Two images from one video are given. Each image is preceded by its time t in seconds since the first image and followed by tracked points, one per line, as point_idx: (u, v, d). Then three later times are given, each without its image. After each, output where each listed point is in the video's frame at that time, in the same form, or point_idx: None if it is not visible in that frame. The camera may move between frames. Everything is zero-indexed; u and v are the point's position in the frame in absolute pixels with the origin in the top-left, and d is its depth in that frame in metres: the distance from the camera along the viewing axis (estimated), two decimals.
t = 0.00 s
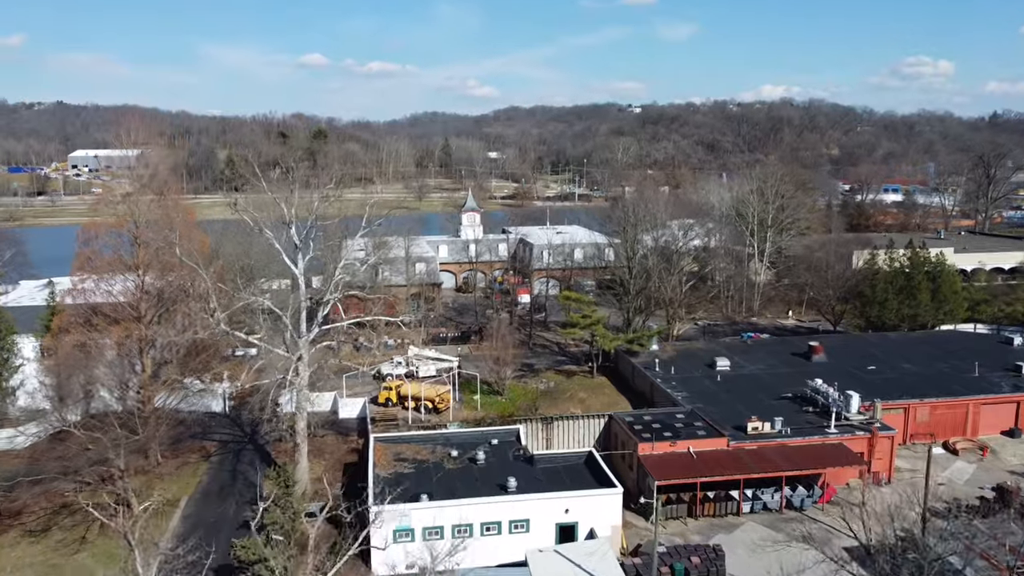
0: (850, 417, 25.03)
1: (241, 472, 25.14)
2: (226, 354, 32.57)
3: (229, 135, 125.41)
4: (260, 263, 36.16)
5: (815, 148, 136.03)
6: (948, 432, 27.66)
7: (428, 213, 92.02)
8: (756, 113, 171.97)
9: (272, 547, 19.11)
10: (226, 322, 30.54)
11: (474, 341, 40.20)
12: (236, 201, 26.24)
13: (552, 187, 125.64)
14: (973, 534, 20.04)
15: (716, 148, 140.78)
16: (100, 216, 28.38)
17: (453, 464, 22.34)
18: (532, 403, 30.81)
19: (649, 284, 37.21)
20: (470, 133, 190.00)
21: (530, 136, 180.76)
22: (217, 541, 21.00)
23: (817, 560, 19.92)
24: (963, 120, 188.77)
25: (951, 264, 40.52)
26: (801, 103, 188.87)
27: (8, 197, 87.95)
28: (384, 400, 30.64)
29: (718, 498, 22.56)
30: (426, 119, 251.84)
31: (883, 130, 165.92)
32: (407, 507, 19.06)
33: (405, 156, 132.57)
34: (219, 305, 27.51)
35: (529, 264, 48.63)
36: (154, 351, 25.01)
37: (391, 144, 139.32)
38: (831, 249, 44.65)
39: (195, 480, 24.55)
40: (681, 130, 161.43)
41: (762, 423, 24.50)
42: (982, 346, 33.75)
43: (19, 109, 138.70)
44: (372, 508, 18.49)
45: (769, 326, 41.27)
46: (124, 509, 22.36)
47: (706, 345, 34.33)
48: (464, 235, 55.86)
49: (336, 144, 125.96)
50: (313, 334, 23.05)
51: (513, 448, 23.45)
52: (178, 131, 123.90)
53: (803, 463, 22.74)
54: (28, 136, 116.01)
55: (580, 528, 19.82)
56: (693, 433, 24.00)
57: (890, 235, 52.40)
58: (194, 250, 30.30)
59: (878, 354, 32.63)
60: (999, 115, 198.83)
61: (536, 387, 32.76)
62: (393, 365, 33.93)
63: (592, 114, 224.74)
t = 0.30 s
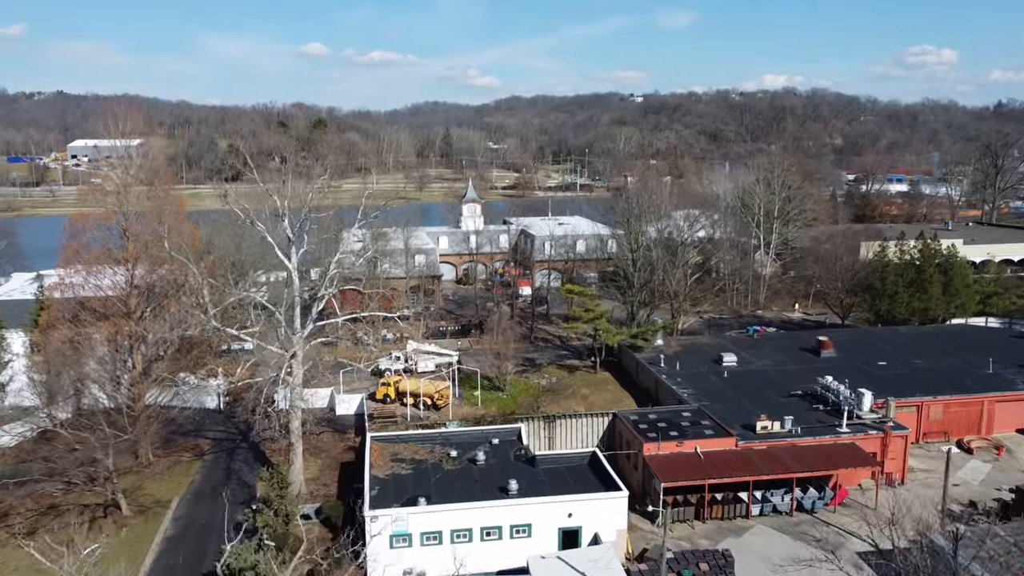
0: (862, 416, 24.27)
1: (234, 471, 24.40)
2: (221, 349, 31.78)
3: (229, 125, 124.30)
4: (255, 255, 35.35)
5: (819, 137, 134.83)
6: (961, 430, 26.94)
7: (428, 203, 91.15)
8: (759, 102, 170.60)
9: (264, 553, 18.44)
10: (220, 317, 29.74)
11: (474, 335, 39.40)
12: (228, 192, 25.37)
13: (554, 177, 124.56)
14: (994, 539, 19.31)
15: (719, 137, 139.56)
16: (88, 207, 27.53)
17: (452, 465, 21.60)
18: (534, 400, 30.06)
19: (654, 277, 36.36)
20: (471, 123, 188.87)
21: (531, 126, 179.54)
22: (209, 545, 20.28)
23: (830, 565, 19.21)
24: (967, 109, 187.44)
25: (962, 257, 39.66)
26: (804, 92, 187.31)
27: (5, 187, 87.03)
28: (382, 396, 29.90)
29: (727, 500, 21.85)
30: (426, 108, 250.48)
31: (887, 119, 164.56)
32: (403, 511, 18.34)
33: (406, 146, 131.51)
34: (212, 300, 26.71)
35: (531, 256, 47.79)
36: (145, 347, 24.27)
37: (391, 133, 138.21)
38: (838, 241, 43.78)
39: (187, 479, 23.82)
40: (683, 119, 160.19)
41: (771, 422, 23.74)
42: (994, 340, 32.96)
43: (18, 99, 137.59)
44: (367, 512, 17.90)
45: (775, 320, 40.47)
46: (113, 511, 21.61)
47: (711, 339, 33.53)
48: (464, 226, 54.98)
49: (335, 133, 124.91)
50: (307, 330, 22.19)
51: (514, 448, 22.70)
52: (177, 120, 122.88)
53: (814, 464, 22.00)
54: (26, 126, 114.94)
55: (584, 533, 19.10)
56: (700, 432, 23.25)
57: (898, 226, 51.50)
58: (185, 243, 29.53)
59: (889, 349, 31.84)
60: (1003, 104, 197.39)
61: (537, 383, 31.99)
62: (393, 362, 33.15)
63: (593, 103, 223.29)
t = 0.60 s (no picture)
0: (874, 414, 23.49)
1: (227, 471, 23.70)
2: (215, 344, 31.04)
3: (228, 114, 123.33)
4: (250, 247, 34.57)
5: (823, 127, 133.64)
6: (975, 429, 26.25)
7: (429, 194, 90.33)
8: (762, 92, 169.22)
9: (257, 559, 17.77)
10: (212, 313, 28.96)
11: (475, 329, 38.66)
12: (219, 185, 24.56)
13: (556, 167, 123.52)
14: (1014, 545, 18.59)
15: (722, 127, 138.40)
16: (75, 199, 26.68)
17: (451, 467, 20.88)
18: (536, 397, 29.33)
19: (658, 270, 35.54)
20: (472, 113, 187.79)
21: (532, 116, 178.34)
22: (199, 550, 19.58)
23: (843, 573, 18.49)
24: (971, 99, 186.09)
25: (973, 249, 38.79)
26: (808, 81, 185.84)
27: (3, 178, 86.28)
28: (380, 393, 29.19)
29: (735, 503, 21.09)
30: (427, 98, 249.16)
31: (891, 109, 163.24)
32: (400, 516, 17.62)
33: (406, 136, 130.45)
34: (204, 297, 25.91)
35: (532, 248, 46.98)
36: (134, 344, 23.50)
37: (392, 123, 137.15)
38: (846, 233, 42.94)
39: (178, 480, 23.13)
40: (686, 109, 158.96)
41: (781, 421, 22.97)
42: (1007, 335, 32.17)
43: (18, 88, 136.69)
44: (363, 518, 17.22)
45: (781, 313, 39.66)
46: (101, 514, 20.90)
47: (717, 334, 32.75)
48: (464, 217, 54.12)
49: (335, 123, 123.89)
50: (301, 328, 21.36)
51: (516, 448, 21.98)
52: (176, 110, 121.95)
53: (826, 466, 21.21)
54: (25, 115, 114.08)
55: (588, 539, 18.39)
56: (708, 432, 22.49)
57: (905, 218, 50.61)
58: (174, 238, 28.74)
59: (900, 344, 31.06)
60: (1007, 94, 195.91)
61: (539, 378, 31.26)
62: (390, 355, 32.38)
63: (594, 92, 221.79)
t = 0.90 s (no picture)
0: (887, 414, 22.72)
1: (219, 472, 23.02)
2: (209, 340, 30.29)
3: (227, 104, 122.22)
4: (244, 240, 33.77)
5: (827, 117, 132.39)
6: (989, 429, 25.51)
7: (430, 184, 89.39)
8: (766, 81, 167.75)
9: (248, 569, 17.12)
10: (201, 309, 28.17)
11: (475, 323, 37.91)
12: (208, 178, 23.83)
13: (557, 157, 122.43)
14: None
15: (725, 116, 137.13)
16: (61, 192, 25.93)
17: (449, 469, 20.16)
18: (538, 395, 28.60)
19: (662, 264, 34.73)
20: (473, 102, 186.41)
21: (534, 105, 176.99)
22: (189, 557, 18.93)
23: None
24: (976, 89, 184.56)
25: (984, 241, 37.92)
26: (811, 70, 184.26)
27: None
28: (378, 390, 28.49)
29: (744, 507, 20.34)
30: (428, 87, 247.60)
31: (895, 98, 161.78)
32: (396, 523, 16.90)
33: (406, 126, 129.30)
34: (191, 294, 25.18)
35: (534, 240, 46.15)
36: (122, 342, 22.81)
37: (392, 112, 135.94)
38: (854, 224, 42.08)
39: (168, 482, 22.46)
40: (688, 98, 157.62)
41: (791, 421, 22.20)
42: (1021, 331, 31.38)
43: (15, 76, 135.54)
44: (358, 526, 16.51)
45: (788, 307, 38.85)
46: (88, 518, 20.23)
47: (723, 329, 31.98)
48: (465, 208, 53.25)
49: (335, 113, 122.72)
50: (293, 326, 20.64)
51: (517, 450, 21.26)
52: (174, 100, 120.94)
53: (839, 469, 20.43)
54: (22, 104, 113.01)
55: (592, 547, 17.68)
56: (715, 433, 21.75)
57: (914, 209, 49.71)
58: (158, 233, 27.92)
59: (910, 340, 30.27)
60: (1012, 83, 194.22)
61: (541, 374, 30.51)
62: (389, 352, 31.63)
63: (596, 82, 220.24)
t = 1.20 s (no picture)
0: (903, 416, 21.90)
1: (212, 474, 22.34)
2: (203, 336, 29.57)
3: (227, 93, 121.14)
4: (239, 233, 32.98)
5: (832, 106, 131.06)
6: (1006, 429, 24.72)
7: (431, 174, 88.40)
8: (770, 70, 166.20)
9: None
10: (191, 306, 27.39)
11: (476, 318, 37.16)
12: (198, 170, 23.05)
13: (560, 146, 121.31)
14: None
15: (729, 105, 135.77)
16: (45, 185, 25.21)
17: (449, 474, 19.42)
18: (541, 393, 27.87)
19: (668, 257, 33.89)
20: (475, 91, 185.15)
21: (536, 95, 175.59)
22: (178, 565, 18.25)
23: None
24: (981, 78, 182.99)
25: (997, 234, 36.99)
26: (816, 59, 182.46)
27: None
28: (377, 387, 27.83)
29: (754, 513, 19.63)
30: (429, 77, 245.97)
31: (900, 88, 160.22)
32: (393, 533, 16.18)
33: (408, 115, 128.19)
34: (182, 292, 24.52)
35: (537, 232, 45.32)
36: (111, 341, 22.15)
37: (393, 102, 134.86)
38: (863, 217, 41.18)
39: (159, 485, 21.80)
40: (692, 88, 156.24)
41: (803, 423, 21.39)
42: None
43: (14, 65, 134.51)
44: (353, 536, 15.78)
45: (796, 301, 38.02)
46: (74, 524, 19.58)
47: (731, 325, 31.19)
48: (467, 199, 52.41)
49: (335, 102, 121.62)
50: (287, 324, 19.93)
51: (519, 452, 20.53)
52: (174, 89, 119.98)
53: (853, 474, 19.64)
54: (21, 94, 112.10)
55: (597, 556, 16.97)
56: (725, 435, 20.97)
57: (923, 200, 48.75)
58: (147, 228, 27.19)
59: (923, 336, 29.44)
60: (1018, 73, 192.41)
61: (544, 371, 29.73)
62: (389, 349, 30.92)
63: (599, 71, 218.65)
